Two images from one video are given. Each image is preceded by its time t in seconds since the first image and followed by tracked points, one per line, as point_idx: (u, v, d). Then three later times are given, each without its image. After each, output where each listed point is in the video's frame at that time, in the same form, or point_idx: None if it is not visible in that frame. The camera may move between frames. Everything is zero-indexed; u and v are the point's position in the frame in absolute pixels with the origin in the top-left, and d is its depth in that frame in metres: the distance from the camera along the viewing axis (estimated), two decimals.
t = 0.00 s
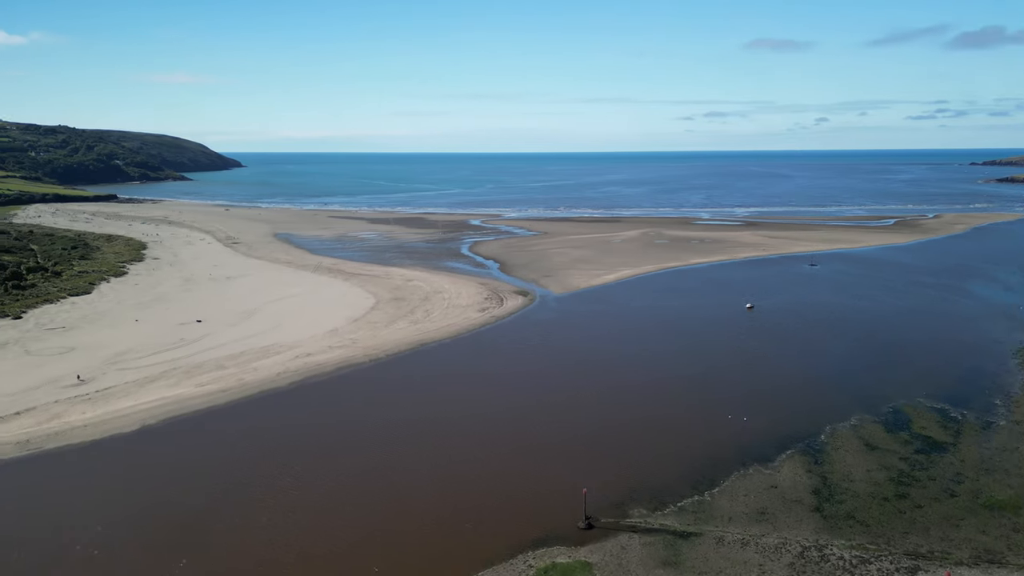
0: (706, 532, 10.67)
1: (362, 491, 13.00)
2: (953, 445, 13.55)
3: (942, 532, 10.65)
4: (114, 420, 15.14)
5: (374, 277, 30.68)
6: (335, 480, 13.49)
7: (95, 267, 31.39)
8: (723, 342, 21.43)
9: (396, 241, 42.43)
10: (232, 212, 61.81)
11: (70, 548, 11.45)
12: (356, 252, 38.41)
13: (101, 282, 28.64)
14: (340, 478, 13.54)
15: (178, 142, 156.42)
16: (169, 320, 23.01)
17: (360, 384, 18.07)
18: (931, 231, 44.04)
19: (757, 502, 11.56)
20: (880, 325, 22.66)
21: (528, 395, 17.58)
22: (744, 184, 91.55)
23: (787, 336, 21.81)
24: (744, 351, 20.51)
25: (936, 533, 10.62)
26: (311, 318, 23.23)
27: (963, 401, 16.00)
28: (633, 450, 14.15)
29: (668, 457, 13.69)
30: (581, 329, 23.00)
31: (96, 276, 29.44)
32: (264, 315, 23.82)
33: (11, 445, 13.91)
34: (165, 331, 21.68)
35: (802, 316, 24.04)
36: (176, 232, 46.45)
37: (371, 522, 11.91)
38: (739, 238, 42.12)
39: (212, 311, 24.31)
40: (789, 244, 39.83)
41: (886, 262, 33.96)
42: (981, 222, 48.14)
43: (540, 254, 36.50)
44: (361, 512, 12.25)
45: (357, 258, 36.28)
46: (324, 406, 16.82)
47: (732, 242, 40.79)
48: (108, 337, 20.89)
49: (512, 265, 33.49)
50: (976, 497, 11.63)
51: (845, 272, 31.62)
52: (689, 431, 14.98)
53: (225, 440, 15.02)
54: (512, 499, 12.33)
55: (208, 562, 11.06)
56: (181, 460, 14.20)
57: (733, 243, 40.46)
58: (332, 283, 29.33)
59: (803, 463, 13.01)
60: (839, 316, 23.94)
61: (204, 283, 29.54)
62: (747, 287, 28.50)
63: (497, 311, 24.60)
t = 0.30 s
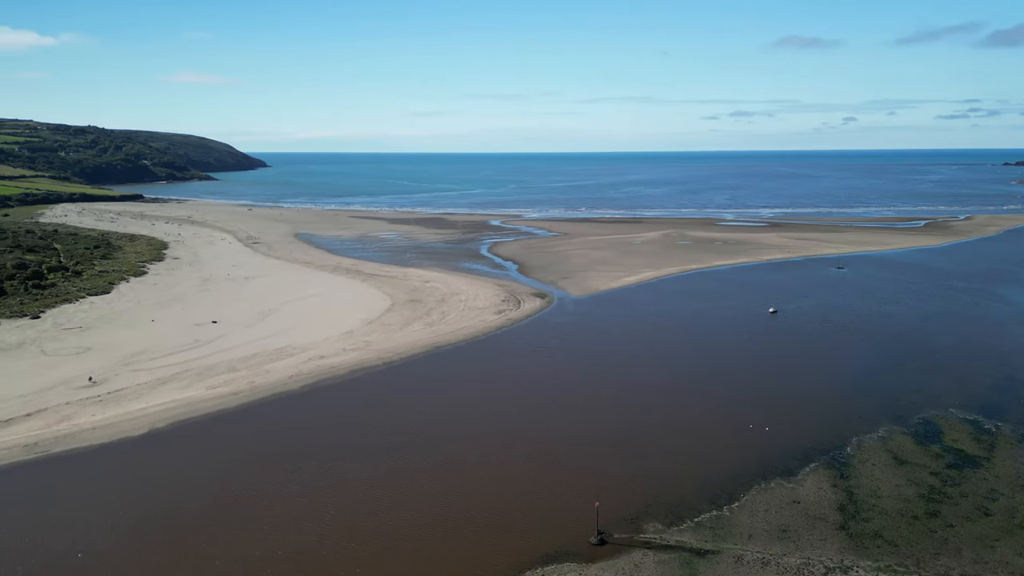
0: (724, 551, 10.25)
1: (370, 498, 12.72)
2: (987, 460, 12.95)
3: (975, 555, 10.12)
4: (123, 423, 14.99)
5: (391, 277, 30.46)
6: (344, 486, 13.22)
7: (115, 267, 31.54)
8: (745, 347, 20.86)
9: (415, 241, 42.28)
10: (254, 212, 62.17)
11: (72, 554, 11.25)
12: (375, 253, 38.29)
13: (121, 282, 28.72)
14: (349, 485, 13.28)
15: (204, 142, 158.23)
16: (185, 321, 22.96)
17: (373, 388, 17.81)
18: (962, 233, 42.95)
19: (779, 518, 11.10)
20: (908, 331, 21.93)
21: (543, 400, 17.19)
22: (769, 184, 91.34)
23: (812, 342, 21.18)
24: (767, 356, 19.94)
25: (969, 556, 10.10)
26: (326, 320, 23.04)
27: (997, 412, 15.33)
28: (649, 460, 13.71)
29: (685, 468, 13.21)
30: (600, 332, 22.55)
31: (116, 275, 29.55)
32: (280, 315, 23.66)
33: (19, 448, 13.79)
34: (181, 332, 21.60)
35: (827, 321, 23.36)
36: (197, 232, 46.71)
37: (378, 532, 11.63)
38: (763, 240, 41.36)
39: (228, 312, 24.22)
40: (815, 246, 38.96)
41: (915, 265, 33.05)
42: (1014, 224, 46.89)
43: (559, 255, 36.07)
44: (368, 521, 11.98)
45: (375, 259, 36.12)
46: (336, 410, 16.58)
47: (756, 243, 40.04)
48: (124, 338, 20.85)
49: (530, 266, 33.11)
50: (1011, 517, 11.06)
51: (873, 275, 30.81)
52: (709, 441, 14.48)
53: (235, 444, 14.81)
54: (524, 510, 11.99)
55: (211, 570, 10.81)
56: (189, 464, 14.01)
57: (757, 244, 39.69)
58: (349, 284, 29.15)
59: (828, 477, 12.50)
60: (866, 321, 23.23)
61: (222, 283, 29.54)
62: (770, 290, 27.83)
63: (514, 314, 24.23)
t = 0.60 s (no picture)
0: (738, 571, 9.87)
1: (376, 506, 12.44)
2: (1018, 476, 12.38)
3: None
4: (128, 427, 14.83)
5: (406, 279, 30.22)
6: (349, 493, 12.96)
7: (132, 266, 31.63)
8: (763, 352, 20.33)
9: (431, 242, 42.07)
10: (272, 212, 62.41)
11: (71, 562, 11.06)
12: (390, 253, 38.10)
13: (136, 282, 28.77)
14: (355, 491, 13.03)
15: (226, 142, 159.61)
16: (197, 322, 22.87)
17: (382, 391, 17.55)
18: (990, 235, 41.89)
19: (796, 536, 10.69)
20: (934, 337, 21.24)
21: (556, 406, 16.81)
22: (791, 184, 90.35)
23: (834, 347, 20.59)
24: (786, 362, 19.40)
25: None
26: (338, 322, 22.81)
27: None
28: (664, 469, 13.30)
29: (700, 479, 12.80)
30: (614, 336, 22.12)
31: (132, 275, 29.61)
32: (292, 317, 23.50)
33: (23, 451, 13.66)
34: (192, 333, 21.51)
35: (849, 326, 22.72)
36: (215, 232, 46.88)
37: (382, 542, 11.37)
38: (784, 241, 40.60)
39: (240, 313, 24.11)
40: (838, 248, 38.13)
41: (942, 268, 32.18)
42: None
43: (576, 256, 35.62)
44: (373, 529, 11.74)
45: (390, 259, 35.94)
46: (345, 414, 16.34)
47: (777, 245, 39.31)
48: (135, 339, 20.81)
49: (546, 268, 32.69)
50: None
51: (898, 278, 30.01)
52: (726, 450, 14.02)
53: (241, 450, 14.61)
54: (531, 521, 11.69)
55: None
56: (194, 470, 13.83)
57: (779, 246, 38.94)
58: (363, 285, 28.93)
59: (849, 491, 12.03)
60: (890, 326, 22.55)
61: (236, 284, 29.49)
62: (791, 294, 27.19)
63: (527, 316, 23.86)
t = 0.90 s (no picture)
0: None
1: (380, 514, 12.16)
2: None
3: None
4: (133, 430, 14.65)
5: (419, 279, 29.96)
6: (353, 499, 12.67)
7: (147, 266, 31.67)
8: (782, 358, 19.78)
9: (447, 242, 41.80)
10: (290, 212, 62.58)
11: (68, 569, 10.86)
12: (405, 254, 37.89)
13: (151, 282, 28.76)
14: (360, 497, 12.75)
15: (247, 142, 160.87)
16: (209, 323, 22.74)
17: (392, 395, 17.28)
18: (1019, 237, 40.87)
19: (814, 554, 10.25)
20: (961, 343, 20.55)
21: (568, 412, 16.44)
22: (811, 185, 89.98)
23: (855, 353, 19.99)
24: (806, 369, 18.84)
25: None
26: (349, 324, 22.55)
27: None
28: (677, 480, 12.88)
29: (715, 490, 12.38)
30: (629, 340, 21.67)
31: (147, 276, 29.62)
32: (303, 318, 23.30)
33: (26, 455, 13.52)
34: (203, 334, 21.38)
35: (872, 331, 22.07)
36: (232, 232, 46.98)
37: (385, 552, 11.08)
38: (805, 243, 39.84)
39: (252, 314, 23.95)
40: (862, 250, 37.30)
41: (969, 271, 31.32)
42: None
43: (592, 258, 35.14)
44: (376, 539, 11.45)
45: (405, 260, 35.72)
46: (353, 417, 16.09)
47: (798, 247, 38.56)
48: (146, 340, 20.70)
49: (562, 269, 32.26)
50: None
51: (923, 281, 29.23)
52: (743, 462, 13.56)
53: (246, 454, 14.38)
54: (538, 532, 11.36)
55: None
56: (197, 474, 13.61)
57: (800, 248, 38.17)
58: (376, 286, 28.70)
59: (870, 506, 11.54)
60: (915, 332, 21.88)
61: (250, 284, 29.39)
62: (812, 297, 26.54)
63: (541, 319, 23.47)
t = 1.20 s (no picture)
0: None
1: (383, 525, 11.90)
2: None
3: None
4: (138, 434, 14.50)
5: (433, 281, 29.71)
6: (358, 509, 12.42)
7: (163, 266, 31.73)
8: (802, 364, 19.24)
9: (463, 243, 41.58)
10: (308, 212, 62.80)
11: None
12: (421, 255, 37.71)
13: (165, 282, 28.79)
14: (365, 507, 12.51)
15: (268, 142, 161.96)
16: (220, 324, 22.64)
17: (402, 399, 17.03)
18: None
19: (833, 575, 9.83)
20: (988, 350, 19.88)
21: (580, 418, 16.09)
22: (832, 185, 89.97)
23: (878, 360, 19.39)
24: (826, 375, 18.29)
25: None
26: (360, 325, 22.33)
27: None
28: (690, 492, 12.46)
29: (729, 503, 11.98)
30: (644, 344, 21.23)
31: (161, 276, 29.65)
32: (314, 320, 23.11)
33: (29, 458, 13.40)
34: (213, 335, 21.25)
35: (895, 336, 21.45)
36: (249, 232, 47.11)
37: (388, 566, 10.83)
38: (827, 245, 39.12)
39: (264, 315, 23.83)
40: (885, 252, 36.50)
41: (997, 274, 30.47)
42: None
43: (608, 259, 34.70)
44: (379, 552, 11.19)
45: (420, 261, 35.54)
46: (361, 422, 15.85)
47: (819, 249, 37.84)
48: (157, 341, 20.63)
49: (577, 271, 31.86)
50: None
51: (948, 285, 28.45)
52: (759, 473, 13.13)
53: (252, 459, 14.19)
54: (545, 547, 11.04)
55: None
56: (201, 480, 13.43)
57: (822, 250, 37.40)
58: (389, 287, 28.49)
59: (893, 523, 11.07)
60: (940, 337, 21.22)
61: (264, 285, 29.32)
62: (833, 301, 25.90)
63: (555, 322, 23.10)
